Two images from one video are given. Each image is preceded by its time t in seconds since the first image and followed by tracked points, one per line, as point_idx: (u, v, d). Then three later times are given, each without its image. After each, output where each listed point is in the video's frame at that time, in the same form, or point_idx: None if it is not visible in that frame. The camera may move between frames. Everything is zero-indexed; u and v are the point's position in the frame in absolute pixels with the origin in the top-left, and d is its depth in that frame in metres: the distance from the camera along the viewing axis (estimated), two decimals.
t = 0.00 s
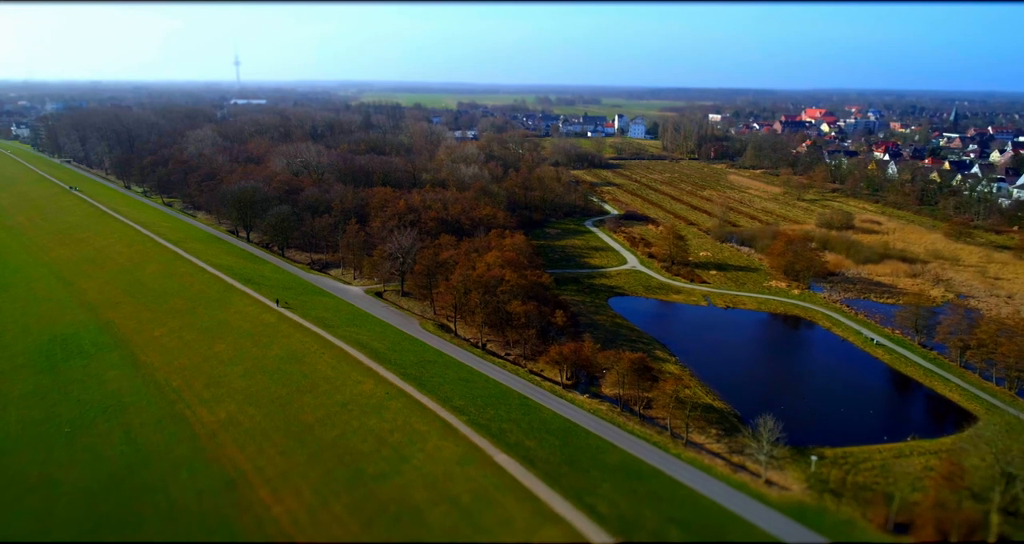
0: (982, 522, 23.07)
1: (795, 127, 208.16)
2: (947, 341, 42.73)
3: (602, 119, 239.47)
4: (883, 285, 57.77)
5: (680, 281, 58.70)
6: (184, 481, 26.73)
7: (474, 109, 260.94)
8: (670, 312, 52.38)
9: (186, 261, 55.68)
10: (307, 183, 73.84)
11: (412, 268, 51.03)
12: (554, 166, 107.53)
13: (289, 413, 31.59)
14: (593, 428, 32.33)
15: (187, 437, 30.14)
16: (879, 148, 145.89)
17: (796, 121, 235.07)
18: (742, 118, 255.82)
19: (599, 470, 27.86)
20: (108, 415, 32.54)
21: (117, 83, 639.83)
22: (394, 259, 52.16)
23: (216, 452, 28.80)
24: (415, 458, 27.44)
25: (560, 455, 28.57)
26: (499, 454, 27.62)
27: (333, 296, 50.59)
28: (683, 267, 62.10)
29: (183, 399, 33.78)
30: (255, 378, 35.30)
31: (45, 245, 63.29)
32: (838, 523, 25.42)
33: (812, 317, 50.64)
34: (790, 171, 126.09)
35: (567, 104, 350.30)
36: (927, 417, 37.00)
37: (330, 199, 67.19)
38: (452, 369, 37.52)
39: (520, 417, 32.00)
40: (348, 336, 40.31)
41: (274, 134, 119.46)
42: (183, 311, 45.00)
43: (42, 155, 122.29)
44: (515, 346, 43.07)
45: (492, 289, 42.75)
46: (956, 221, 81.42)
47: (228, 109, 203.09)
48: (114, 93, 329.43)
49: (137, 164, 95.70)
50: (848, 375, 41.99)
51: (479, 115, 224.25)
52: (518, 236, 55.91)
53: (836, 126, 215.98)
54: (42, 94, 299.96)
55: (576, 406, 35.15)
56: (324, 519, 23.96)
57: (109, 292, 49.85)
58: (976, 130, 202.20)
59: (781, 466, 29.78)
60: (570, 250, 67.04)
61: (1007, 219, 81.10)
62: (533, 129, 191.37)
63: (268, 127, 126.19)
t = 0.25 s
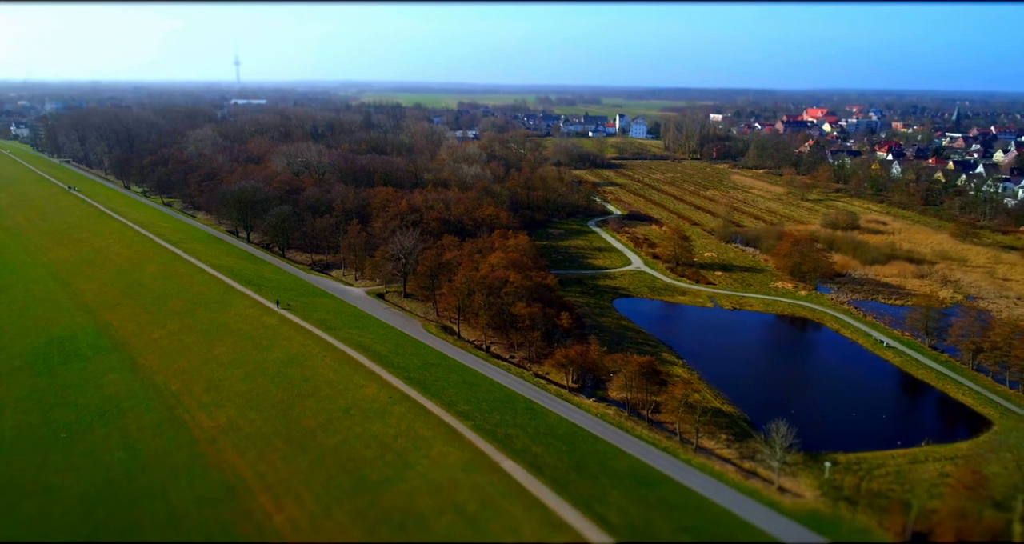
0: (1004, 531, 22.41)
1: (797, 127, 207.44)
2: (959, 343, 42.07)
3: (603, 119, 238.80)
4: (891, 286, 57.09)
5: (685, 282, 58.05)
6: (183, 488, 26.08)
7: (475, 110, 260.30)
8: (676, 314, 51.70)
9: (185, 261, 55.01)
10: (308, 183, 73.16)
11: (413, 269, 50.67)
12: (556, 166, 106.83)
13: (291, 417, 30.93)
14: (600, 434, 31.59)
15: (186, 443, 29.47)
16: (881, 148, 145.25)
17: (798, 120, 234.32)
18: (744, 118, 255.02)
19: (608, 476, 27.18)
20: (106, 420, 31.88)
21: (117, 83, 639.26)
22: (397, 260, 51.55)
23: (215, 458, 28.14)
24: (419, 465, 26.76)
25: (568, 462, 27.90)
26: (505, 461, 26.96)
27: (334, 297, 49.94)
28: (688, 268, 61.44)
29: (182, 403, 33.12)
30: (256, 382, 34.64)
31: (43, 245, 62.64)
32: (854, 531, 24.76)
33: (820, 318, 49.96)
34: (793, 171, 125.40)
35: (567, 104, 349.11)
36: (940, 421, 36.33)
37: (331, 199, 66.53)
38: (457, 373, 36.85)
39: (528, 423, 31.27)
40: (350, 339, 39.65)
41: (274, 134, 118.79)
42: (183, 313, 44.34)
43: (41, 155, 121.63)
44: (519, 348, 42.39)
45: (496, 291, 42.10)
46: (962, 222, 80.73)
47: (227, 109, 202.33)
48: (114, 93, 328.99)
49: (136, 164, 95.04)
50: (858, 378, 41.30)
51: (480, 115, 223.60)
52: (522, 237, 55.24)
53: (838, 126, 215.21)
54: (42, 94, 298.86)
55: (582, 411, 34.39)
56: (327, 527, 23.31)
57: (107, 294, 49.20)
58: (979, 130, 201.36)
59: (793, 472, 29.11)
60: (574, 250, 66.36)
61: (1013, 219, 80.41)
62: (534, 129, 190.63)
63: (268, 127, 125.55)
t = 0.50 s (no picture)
0: None
1: (800, 127, 206.55)
2: (972, 346, 41.35)
3: (605, 119, 237.96)
4: (900, 287, 56.36)
5: (691, 283, 57.29)
6: (181, 496, 25.31)
7: (476, 110, 259.44)
8: (682, 316, 50.95)
9: (184, 262, 54.25)
10: (308, 183, 72.38)
11: (417, 270, 49.93)
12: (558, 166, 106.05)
13: (292, 423, 30.16)
14: (609, 440, 30.87)
15: (185, 449, 28.72)
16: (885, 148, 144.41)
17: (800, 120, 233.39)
18: (745, 118, 254.15)
19: (618, 485, 26.42)
20: (102, 425, 31.10)
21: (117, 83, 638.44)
22: (399, 260, 50.81)
23: (215, 465, 27.38)
24: (424, 473, 26.01)
25: (578, 470, 27.15)
26: (514, 469, 26.22)
27: (335, 299, 49.19)
28: (694, 269, 60.70)
29: (181, 408, 32.35)
30: (256, 386, 33.89)
31: (40, 246, 61.86)
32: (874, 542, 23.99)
33: (829, 320, 49.23)
34: (797, 171, 124.60)
35: (568, 104, 347.77)
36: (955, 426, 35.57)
37: (332, 199, 65.76)
38: (461, 377, 36.10)
39: (535, 429, 30.52)
40: (353, 341, 38.89)
41: (274, 133, 117.99)
42: (181, 315, 43.57)
43: (40, 154, 120.88)
44: (524, 351, 41.64)
45: (501, 293, 41.33)
46: (969, 222, 79.94)
47: (227, 109, 201.39)
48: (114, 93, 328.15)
49: (135, 164, 94.24)
50: (870, 381, 40.56)
51: (481, 115, 222.63)
52: (526, 237, 54.48)
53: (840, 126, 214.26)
54: (42, 95, 297.83)
55: (590, 416, 33.64)
56: (330, 537, 22.56)
57: (105, 295, 48.43)
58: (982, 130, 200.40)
59: (809, 480, 28.33)
60: (578, 251, 65.61)
61: (1021, 219, 79.63)
62: (535, 129, 189.84)
63: (268, 126, 124.80)
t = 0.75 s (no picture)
0: None
1: (801, 126, 205.81)
2: (984, 350, 40.67)
3: (606, 119, 237.31)
4: (908, 288, 55.68)
5: (696, 284, 56.61)
6: (179, 504, 24.63)
7: (476, 110, 258.73)
8: (688, 317, 50.27)
9: (184, 262, 53.58)
10: (309, 183, 71.69)
11: (419, 271, 49.19)
12: (561, 166, 105.37)
13: (293, 428, 29.49)
14: (618, 446, 30.22)
15: (183, 455, 28.04)
16: (888, 148, 143.64)
17: (802, 120, 232.58)
18: (747, 118, 253.32)
19: (628, 492, 25.73)
20: (100, 431, 30.43)
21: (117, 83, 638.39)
22: (401, 261, 50.12)
23: (213, 472, 26.69)
24: (429, 480, 25.31)
25: (586, 476, 26.47)
26: (520, 477, 25.55)
27: (337, 301, 48.52)
28: (699, 270, 59.99)
29: (180, 413, 31.69)
30: (257, 390, 33.22)
31: (37, 246, 61.20)
32: None
33: (837, 322, 48.52)
34: (800, 171, 123.89)
35: (569, 104, 347.33)
36: (970, 430, 34.80)
37: (333, 199, 65.08)
38: (465, 380, 35.43)
39: (542, 435, 29.84)
40: (355, 344, 38.22)
41: (274, 133, 117.30)
42: (180, 317, 42.90)
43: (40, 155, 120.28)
44: (529, 354, 40.96)
45: (505, 294, 40.64)
46: (976, 222, 79.25)
47: (227, 109, 200.68)
48: (115, 93, 327.66)
49: (135, 164, 93.59)
50: (880, 384, 39.87)
51: (481, 115, 221.89)
52: (529, 238, 53.81)
53: (843, 126, 213.47)
54: (42, 95, 298.96)
55: (598, 421, 32.96)
56: None
57: (103, 296, 47.79)
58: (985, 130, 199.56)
59: (822, 487, 27.63)
60: (581, 252, 64.94)
61: None
62: (537, 129, 189.16)
63: (268, 126, 124.13)
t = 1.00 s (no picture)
0: None
1: (803, 126, 205.19)
2: (997, 353, 40.01)
3: (607, 118, 236.63)
4: (916, 289, 55.02)
5: (701, 286, 55.93)
6: (177, 513, 23.94)
7: (477, 110, 258.03)
8: (693, 319, 49.60)
9: (183, 263, 52.92)
10: (310, 183, 71.02)
11: (421, 272, 48.53)
12: (562, 166, 104.75)
13: (294, 434, 28.81)
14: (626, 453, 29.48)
15: (181, 463, 27.35)
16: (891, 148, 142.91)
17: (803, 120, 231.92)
18: (748, 118, 252.53)
19: (638, 501, 25.03)
20: (96, 437, 29.76)
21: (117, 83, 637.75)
22: (403, 262, 49.47)
23: (212, 480, 26.01)
24: (434, 489, 24.65)
25: (595, 484, 25.79)
26: (528, 485, 24.90)
27: (338, 302, 47.85)
28: (704, 271, 59.33)
29: (178, 418, 31.02)
30: (257, 394, 32.55)
31: (35, 247, 60.55)
32: None
33: (846, 324, 47.83)
34: (803, 171, 123.25)
35: (570, 104, 346.71)
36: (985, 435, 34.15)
37: (334, 199, 64.40)
38: (469, 384, 34.75)
39: (548, 441, 29.15)
40: (357, 347, 37.54)
41: (275, 133, 116.69)
42: (179, 320, 42.23)
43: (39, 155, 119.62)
44: (534, 357, 40.28)
45: (510, 296, 39.96)
46: (982, 222, 78.57)
47: (228, 108, 199.90)
48: (115, 93, 327.04)
49: (134, 163, 92.96)
50: (891, 388, 39.16)
51: (482, 114, 221.24)
52: (533, 238, 53.14)
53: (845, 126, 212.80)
54: (42, 95, 298.38)
55: (605, 426, 32.24)
56: None
57: (101, 298, 47.14)
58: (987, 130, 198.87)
59: (837, 495, 26.94)
60: (584, 252, 64.28)
61: None
62: (538, 128, 188.51)
63: (268, 126, 123.44)
